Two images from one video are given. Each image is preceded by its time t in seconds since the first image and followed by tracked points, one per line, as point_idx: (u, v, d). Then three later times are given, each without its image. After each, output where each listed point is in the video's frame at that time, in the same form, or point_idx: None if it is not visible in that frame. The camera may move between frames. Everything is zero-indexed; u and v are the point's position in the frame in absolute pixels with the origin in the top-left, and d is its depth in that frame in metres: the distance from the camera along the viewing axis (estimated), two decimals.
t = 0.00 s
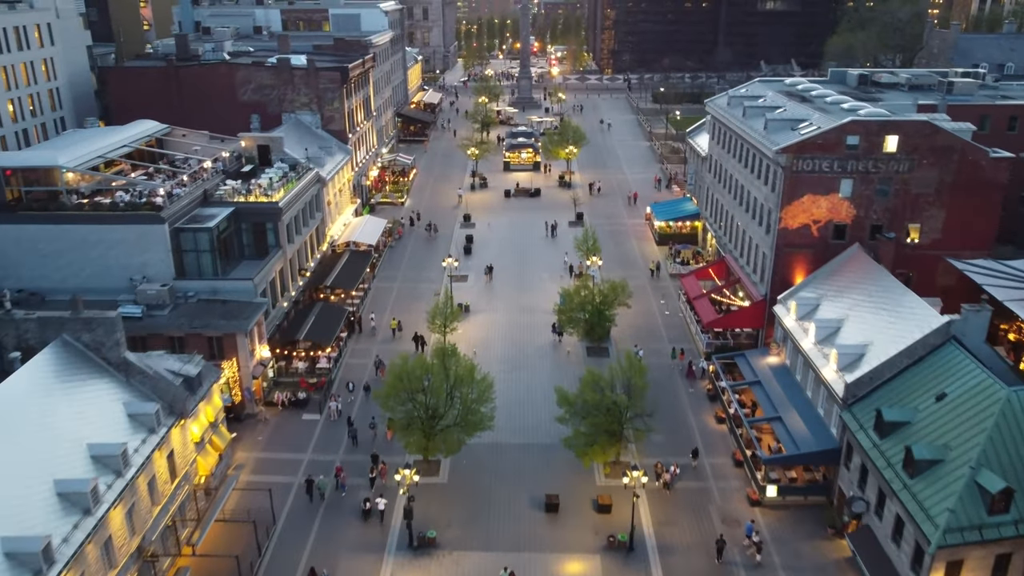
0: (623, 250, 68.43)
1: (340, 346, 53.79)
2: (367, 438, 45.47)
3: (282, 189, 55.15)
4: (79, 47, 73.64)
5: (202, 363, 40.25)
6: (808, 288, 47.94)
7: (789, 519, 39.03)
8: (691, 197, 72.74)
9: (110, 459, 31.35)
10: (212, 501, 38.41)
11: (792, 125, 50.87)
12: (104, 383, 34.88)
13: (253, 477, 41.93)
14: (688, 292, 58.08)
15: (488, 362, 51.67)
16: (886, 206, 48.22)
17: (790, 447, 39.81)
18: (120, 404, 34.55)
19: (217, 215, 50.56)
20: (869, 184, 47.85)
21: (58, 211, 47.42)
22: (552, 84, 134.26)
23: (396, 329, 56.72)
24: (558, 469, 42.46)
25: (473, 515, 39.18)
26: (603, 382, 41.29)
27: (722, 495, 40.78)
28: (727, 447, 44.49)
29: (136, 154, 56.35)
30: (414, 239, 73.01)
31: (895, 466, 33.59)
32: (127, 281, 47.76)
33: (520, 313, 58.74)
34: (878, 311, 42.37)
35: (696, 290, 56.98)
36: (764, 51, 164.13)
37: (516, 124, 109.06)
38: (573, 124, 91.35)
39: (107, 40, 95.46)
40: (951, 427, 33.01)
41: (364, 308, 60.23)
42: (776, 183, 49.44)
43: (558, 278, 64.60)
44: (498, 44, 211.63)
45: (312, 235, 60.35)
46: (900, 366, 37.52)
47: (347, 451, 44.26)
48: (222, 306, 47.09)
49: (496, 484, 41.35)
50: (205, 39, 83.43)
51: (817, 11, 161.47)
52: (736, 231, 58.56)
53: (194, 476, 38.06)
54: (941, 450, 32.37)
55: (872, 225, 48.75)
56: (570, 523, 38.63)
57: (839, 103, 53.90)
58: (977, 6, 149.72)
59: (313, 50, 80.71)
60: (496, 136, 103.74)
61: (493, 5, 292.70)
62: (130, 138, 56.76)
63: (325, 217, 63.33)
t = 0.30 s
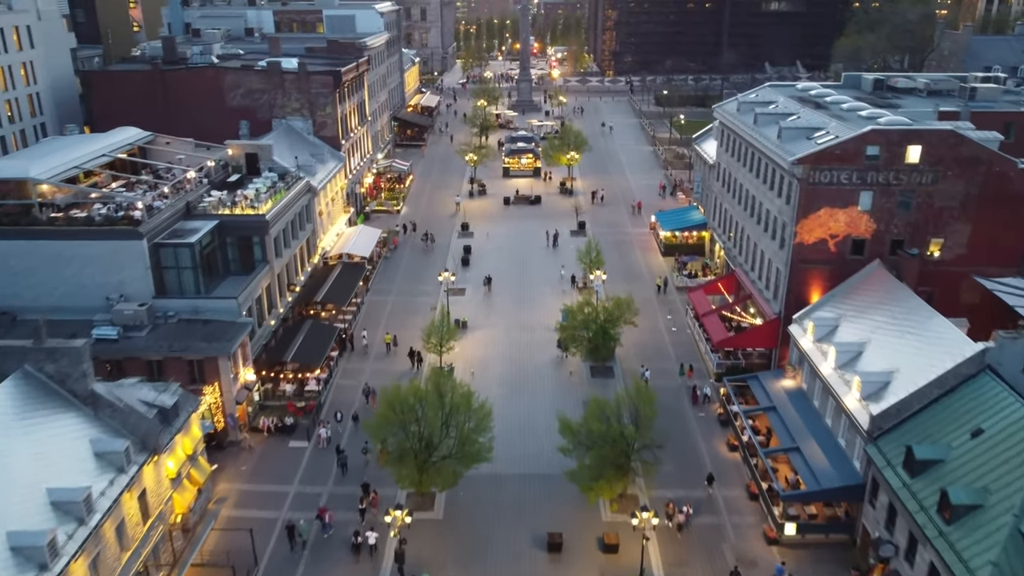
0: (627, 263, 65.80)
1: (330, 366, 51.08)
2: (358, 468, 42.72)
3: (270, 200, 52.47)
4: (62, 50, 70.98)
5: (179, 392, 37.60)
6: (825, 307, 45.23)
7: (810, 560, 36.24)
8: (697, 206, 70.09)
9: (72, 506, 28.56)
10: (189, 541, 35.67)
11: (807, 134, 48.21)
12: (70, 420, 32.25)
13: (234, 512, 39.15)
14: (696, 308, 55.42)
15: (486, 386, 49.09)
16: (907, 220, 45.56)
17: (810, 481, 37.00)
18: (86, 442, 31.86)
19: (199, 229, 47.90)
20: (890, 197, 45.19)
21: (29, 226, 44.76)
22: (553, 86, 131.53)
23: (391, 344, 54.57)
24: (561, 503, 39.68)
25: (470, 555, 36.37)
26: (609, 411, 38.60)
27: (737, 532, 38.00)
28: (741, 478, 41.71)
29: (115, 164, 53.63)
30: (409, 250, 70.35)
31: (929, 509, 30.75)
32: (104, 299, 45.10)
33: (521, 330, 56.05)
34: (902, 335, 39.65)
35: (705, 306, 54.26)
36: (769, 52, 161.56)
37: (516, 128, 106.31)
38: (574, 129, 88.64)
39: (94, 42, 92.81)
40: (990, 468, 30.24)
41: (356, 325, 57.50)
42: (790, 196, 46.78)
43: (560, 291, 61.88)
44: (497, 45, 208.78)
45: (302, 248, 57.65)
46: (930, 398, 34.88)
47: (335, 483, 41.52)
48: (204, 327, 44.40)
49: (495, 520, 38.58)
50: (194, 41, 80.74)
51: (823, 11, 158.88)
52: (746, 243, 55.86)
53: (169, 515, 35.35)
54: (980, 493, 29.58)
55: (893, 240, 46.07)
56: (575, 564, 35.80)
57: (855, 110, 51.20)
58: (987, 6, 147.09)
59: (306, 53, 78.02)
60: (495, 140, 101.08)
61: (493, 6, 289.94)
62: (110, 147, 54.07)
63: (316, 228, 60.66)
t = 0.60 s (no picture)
0: (631, 277, 63.16)
1: (320, 389, 48.37)
2: (346, 503, 39.99)
3: (256, 213, 49.79)
4: (43, 54, 68.25)
5: (153, 426, 34.88)
6: (844, 329, 42.51)
7: None
8: (704, 217, 67.34)
9: (27, 562, 25.59)
10: None
11: (824, 144, 45.52)
12: (29, 463, 29.54)
13: (212, 553, 36.35)
14: (705, 326, 52.72)
15: (483, 411, 46.40)
16: (931, 235, 42.86)
17: (833, 521, 34.21)
18: (46, 488, 29.03)
19: (180, 243, 45.16)
20: (913, 211, 42.52)
21: None
22: (553, 89, 128.78)
23: (385, 360, 52.26)
24: (563, 543, 36.89)
25: None
26: (616, 444, 35.76)
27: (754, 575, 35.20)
28: (757, 513, 38.94)
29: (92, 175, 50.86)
30: (405, 261, 67.64)
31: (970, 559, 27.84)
32: (76, 321, 42.31)
33: (521, 348, 53.33)
34: (931, 363, 36.94)
35: (715, 324, 51.55)
36: (773, 54, 158.88)
37: (515, 132, 103.54)
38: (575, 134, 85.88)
39: (81, 44, 90.06)
40: None
41: (348, 343, 54.73)
42: (807, 210, 44.08)
43: (562, 306, 59.13)
44: (496, 46, 205.92)
45: (290, 262, 54.92)
46: (965, 434, 32.26)
47: (322, 519, 38.76)
48: (183, 351, 41.65)
49: (493, 562, 35.79)
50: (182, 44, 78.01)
51: (828, 12, 156.22)
52: (757, 257, 53.16)
53: (139, 561, 32.51)
54: None
55: (916, 257, 43.37)
56: None
57: (874, 117, 48.47)
58: (997, 7, 144.41)
59: (298, 56, 75.25)
60: (494, 145, 98.37)
61: (492, 7, 287.27)
62: (87, 157, 51.30)
63: (307, 240, 57.97)
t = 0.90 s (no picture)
0: (636, 291, 60.44)
1: (307, 415, 45.63)
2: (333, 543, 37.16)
3: (241, 227, 46.96)
4: (24, 58, 65.55)
5: (122, 465, 32.10)
6: (867, 354, 39.79)
7: None
8: (712, 227, 64.90)
9: None
10: None
11: (845, 155, 42.77)
12: None
13: None
14: (716, 345, 50.02)
15: (481, 439, 43.67)
16: (960, 253, 40.11)
17: (860, 567, 31.35)
18: None
19: (158, 261, 42.32)
20: (940, 228, 39.81)
21: None
22: (554, 91, 126.01)
23: (378, 378, 49.94)
24: None
25: None
26: (624, 483, 32.81)
27: None
28: (775, 553, 36.12)
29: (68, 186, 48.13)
30: (400, 273, 64.89)
31: None
32: (45, 346, 39.54)
33: (521, 369, 50.57)
34: (964, 395, 34.20)
35: (726, 344, 48.83)
36: (778, 55, 156.16)
37: (515, 137, 100.74)
38: (577, 140, 83.10)
39: (68, 47, 87.38)
40: None
41: (338, 363, 52.00)
42: (826, 225, 41.34)
43: (564, 323, 56.41)
44: (495, 48, 202.63)
45: (278, 277, 52.20)
46: (1006, 478, 29.67)
47: (306, 561, 35.93)
48: (160, 378, 38.88)
49: None
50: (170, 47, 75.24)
51: (834, 13, 153.60)
52: (770, 273, 50.41)
53: None
54: None
55: (943, 276, 40.67)
56: None
57: (896, 126, 45.73)
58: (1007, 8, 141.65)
59: (289, 59, 72.44)
60: (493, 150, 95.62)
61: (491, 7, 284.76)
62: (61, 168, 48.54)
63: (296, 254, 55.26)
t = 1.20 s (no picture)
0: (642, 307, 57.73)
1: (294, 443, 42.89)
2: None
3: (224, 243, 44.23)
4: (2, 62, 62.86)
5: (86, 511, 29.27)
6: (893, 382, 37.04)
7: None
8: (721, 238, 62.04)
9: None
10: None
11: (867, 167, 40.09)
12: None
13: None
14: (727, 366, 47.31)
15: (479, 470, 40.95)
16: (993, 273, 37.35)
17: None
18: None
19: (134, 280, 39.54)
20: (972, 246, 37.08)
21: None
22: (554, 94, 123.27)
23: (371, 399, 47.35)
24: None
25: None
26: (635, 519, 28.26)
27: None
28: None
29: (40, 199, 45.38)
30: (395, 286, 62.15)
31: None
32: (10, 374, 36.76)
33: (522, 391, 47.84)
34: (1003, 432, 31.46)
35: (739, 366, 46.10)
36: (783, 57, 153.71)
37: (515, 141, 97.99)
38: (579, 146, 80.37)
39: (53, 49, 84.67)
40: None
41: (329, 385, 49.26)
42: (848, 243, 38.61)
43: (566, 340, 53.65)
44: (494, 49, 200.06)
45: (264, 294, 49.51)
46: None
47: None
48: (133, 409, 36.13)
49: None
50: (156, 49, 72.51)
51: (840, 14, 151.11)
52: (785, 289, 47.69)
53: None
54: None
55: (974, 298, 37.95)
56: None
57: (921, 136, 43.00)
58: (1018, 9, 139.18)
59: (280, 62, 69.72)
60: (492, 155, 92.89)
61: (491, 8, 282.28)
62: (34, 180, 45.77)
63: (284, 269, 52.52)
